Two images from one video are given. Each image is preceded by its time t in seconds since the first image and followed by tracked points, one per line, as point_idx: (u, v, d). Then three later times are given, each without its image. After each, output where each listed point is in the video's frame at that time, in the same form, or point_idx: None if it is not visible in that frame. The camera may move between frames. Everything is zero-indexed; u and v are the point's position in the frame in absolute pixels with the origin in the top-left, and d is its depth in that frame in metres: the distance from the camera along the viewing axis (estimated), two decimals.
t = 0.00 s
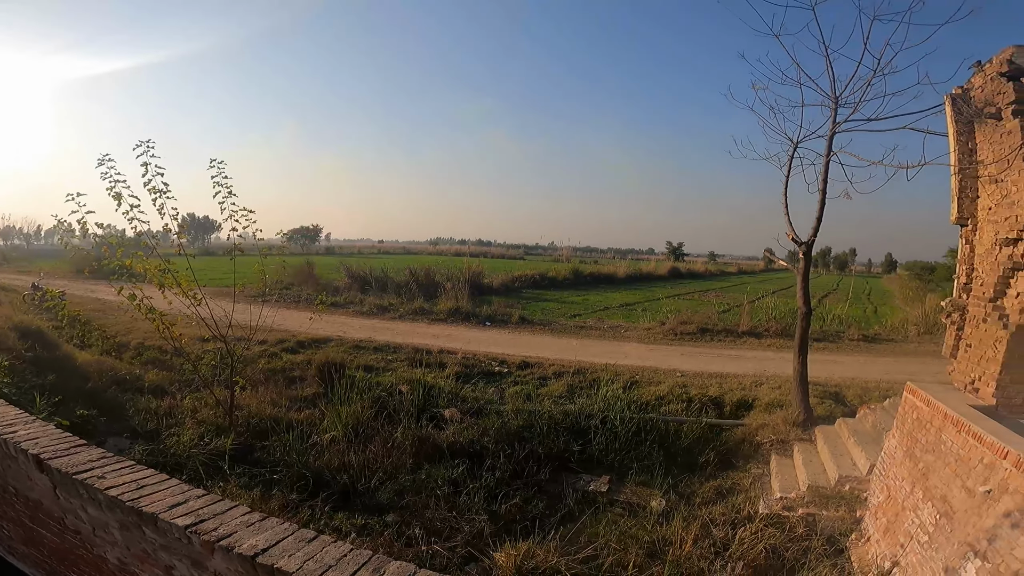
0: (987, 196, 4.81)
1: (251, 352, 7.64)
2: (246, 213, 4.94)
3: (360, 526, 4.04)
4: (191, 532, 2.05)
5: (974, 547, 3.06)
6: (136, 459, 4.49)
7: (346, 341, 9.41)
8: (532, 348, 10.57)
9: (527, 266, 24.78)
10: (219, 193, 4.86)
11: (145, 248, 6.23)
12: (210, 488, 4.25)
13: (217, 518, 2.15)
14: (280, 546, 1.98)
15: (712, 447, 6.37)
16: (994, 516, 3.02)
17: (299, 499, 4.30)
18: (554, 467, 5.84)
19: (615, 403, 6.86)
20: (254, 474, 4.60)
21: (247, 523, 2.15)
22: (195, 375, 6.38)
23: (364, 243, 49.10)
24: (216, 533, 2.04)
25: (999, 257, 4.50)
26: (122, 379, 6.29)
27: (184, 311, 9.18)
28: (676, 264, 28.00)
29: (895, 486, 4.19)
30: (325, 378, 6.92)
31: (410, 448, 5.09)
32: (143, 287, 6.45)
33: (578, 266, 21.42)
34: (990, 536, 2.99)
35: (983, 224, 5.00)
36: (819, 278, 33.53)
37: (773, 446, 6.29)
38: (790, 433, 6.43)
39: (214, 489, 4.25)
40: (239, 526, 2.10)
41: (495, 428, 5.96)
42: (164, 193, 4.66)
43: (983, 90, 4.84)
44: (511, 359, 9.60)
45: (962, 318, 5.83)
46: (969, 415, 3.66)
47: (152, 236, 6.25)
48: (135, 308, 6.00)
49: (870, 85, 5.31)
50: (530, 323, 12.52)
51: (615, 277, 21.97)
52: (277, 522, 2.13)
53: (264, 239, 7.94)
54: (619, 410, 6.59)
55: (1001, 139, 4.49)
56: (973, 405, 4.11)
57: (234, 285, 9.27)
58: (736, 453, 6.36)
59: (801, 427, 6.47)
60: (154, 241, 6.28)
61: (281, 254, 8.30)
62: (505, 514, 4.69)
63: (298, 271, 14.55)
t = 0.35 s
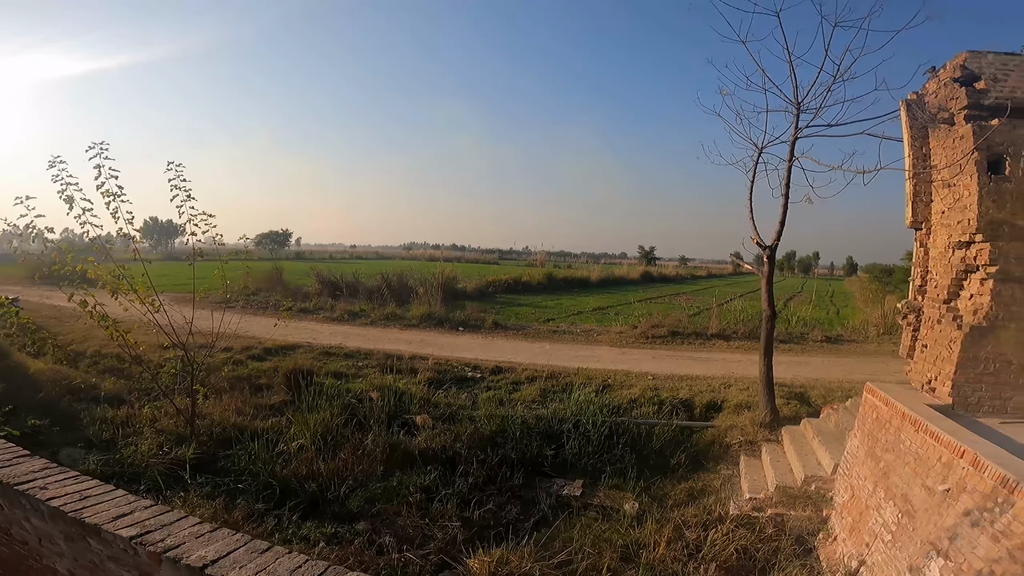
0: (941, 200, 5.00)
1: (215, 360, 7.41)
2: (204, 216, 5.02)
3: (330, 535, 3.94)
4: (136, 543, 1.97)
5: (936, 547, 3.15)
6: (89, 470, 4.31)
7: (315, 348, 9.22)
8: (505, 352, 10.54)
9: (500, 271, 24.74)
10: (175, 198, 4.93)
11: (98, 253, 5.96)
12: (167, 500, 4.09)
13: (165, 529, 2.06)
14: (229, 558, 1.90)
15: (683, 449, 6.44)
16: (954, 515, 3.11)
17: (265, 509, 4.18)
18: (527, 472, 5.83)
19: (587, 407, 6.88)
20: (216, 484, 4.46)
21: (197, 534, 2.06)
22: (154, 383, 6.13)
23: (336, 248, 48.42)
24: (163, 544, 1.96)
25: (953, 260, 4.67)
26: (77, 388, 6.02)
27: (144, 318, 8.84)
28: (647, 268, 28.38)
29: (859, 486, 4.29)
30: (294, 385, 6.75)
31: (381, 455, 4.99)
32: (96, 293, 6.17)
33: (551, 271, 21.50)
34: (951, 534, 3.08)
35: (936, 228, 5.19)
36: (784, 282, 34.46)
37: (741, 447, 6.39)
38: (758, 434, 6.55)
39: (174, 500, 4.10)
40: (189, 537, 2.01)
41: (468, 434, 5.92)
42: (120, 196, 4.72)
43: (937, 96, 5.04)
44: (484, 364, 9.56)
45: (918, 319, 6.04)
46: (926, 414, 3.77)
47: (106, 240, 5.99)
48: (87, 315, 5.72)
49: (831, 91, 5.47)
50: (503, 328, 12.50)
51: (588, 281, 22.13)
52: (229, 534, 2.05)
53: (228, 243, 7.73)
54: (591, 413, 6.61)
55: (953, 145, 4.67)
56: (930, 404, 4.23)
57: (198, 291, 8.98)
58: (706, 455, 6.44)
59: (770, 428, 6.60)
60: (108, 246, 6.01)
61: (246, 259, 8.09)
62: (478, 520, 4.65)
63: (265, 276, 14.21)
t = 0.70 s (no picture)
0: (892, 210, 5.19)
1: (174, 372, 7.12)
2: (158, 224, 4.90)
3: (294, 549, 3.82)
4: (69, 557, 1.94)
5: (897, 550, 3.21)
6: (36, 483, 4.11)
7: (280, 360, 8.98)
8: (476, 362, 10.47)
9: (471, 281, 24.64)
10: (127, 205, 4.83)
11: (45, 262, 5.68)
12: (118, 516, 3.90)
13: (100, 541, 2.04)
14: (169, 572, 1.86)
15: (652, 457, 6.48)
16: (912, 518, 3.17)
17: (224, 522, 4.05)
18: (498, 482, 5.78)
19: (557, 416, 6.86)
20: (172, 497, 4.29)
21: (134, 548, 2.03)
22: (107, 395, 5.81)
23: (304, 259, 47.67)
24: (98, 558, 1.93)
25: (904, 268, 4.86)
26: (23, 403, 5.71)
27: (98, 330, 8.47)
28: (617, 277, 28.69)
29: (821, 490, 4.38)
30: (257, 397, 6.54)
31: (348, 467, 4.86)
32: (43, 303, 5.87)
33: (523, 280, 21.54)
34: (910, 538, 3.13)
35: (887, 238, 5.39)
36: (748, 290, 35.31)
37: (709, 454, 6.46)
38: (725, 440, 6.62)
39: (125, 515, 3.92)
40: (125, 551, 1.98)
41: (437, 445, 5.83)
42: (67, 202, 4.62)
43: (888, 106, 5.22)
44: (455, 374, 9.46)
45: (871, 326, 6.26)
46: (882, 419, 3.88)
47: (55, 248, 5.73)
48: (31, 326, 5.41)
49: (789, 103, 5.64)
50: (474, 337, 12.43)
51: (559, 290, 22.24)
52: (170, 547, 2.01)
53: (188, 252, 7.47)
54: (561, 422, 6.60)
55: (904, 155, 4.85)
56: (886, 409, 4.35)
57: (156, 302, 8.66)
58: (675, 462, 6.49)
59: (737, 433, 6.68)
60: (57, 254, 5.73)
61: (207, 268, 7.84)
62: (448, 531, 4.57)
63: (229, 287, 13.82)
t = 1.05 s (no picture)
0: (810, 216, 5.49)
1: (87, 380, 6.52)
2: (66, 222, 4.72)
3: (229, 560, 3.56)
4: None
5: (822, 542, 3.29)
6: None
7: (209, 366, 8.44)
8: (420, 366, 10.25)
9: (414, 283, 24.17)
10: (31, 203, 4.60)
11: None
12: (24, 531, 3.51)
13: None
14: None
15: (596, 456, 6.52)
16: (833, 511, 3.29)
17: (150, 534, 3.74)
18: (444, 486, 5.63)
19: (501, 419, 6.79)
20: (88, 511, 3.93)
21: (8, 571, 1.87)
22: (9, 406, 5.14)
23: (236, 259, 45.26)
24: None
25: (819, 271, 5.14)
26: None
27: None
28: (560, 280, 29.03)
29: (752, 485, 4.52)
30: (183, 406, 6.05)
31: (286, 474, 4.58)
32: None
33: (467, 283, 21.39)
34: (833, 530, 3.23)
35: (804, 243, 5.70)
36: (683, 292, 36.63)
37: (649, 452, 6.57)
38: (664, 438, 6.74)
39: (33, 529, 3.55)
40: None
41: (380, 450, 5.61)
42: None
43: (808, 116, 5.49)
44: (397, 379, 9.20)
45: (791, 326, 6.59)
46: (802, 415, 4.10)
47: None
48: None
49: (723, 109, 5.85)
50: (417, 341, 12.17)
51: (503, 293, 22.23)
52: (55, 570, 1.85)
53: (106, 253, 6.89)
54: (506, 425, 6.55)
55: (821, 164, 5.13)
56: (806, 405, 4.58)
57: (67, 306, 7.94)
58: (618, 461, 6.56)
59: (675, 430, 6.82)
60: None
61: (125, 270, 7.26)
62: (394, 537, 4.40)
63: (152, 289, 12.90)
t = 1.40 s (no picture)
0: (733, 219, 5.68)
1: None
2: None
3: None
4: None
5: (759, 533, 3.31)
6: None
7: (125, 379, 7.70)
8: (359, 373, 9.83)
9: (352, 288, 23.39)
10: None
11: None
12: None
13: None
14: None
15: (543, 458, 6.44)
16: (766, 503, 3.32)
17: (70, 555, 3.33)
18: (390, 494, 5.36)
19: (446, 424, 6.57)
20: None
21: None
22: None
23: (154, 264, 42.32)
24: None
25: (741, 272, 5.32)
26: None
27: None
28: (501, 284, 28.98)
29: (691, 480, 4.57)
30: (97, 421, 5.46)
31: (221, 486, 4.19)
32: None
33: (407, 287, 20.93)
34: (768, 521, 3.25)
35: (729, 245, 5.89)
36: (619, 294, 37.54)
37: (593, 452, 6.55)
38: (606, 437, 6.75)
39: None
40: None
41: (321, 460, 5.28)
42: None
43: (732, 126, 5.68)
44: (334, 387, 8.76)
45: (720, 325, 6.80)
46: (732, 410, 4.18)
47: None
48: None
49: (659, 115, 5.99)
50: (356, 348, 11.69)
51: (445, 297, 21.90)
52: None
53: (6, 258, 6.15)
54: (451, 430, 6.35)
55: (744, 169, 5.31)
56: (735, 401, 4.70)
57: None
58: (564, 462, 6.50)
59: (618, 429, 6.85)
60: None
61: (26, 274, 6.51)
62: (343, 549, 4.13)
63: (58, 296, 11.72)
